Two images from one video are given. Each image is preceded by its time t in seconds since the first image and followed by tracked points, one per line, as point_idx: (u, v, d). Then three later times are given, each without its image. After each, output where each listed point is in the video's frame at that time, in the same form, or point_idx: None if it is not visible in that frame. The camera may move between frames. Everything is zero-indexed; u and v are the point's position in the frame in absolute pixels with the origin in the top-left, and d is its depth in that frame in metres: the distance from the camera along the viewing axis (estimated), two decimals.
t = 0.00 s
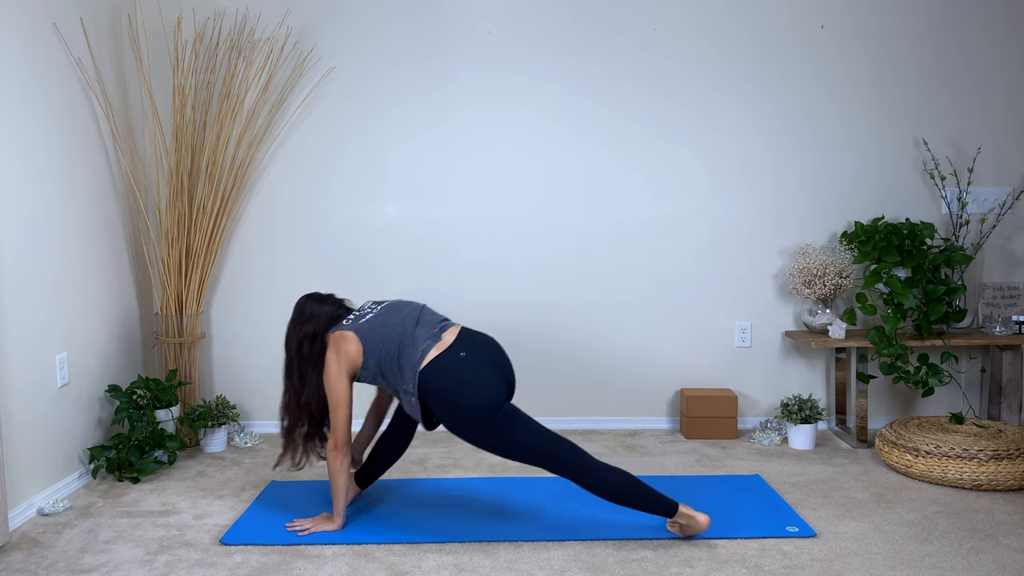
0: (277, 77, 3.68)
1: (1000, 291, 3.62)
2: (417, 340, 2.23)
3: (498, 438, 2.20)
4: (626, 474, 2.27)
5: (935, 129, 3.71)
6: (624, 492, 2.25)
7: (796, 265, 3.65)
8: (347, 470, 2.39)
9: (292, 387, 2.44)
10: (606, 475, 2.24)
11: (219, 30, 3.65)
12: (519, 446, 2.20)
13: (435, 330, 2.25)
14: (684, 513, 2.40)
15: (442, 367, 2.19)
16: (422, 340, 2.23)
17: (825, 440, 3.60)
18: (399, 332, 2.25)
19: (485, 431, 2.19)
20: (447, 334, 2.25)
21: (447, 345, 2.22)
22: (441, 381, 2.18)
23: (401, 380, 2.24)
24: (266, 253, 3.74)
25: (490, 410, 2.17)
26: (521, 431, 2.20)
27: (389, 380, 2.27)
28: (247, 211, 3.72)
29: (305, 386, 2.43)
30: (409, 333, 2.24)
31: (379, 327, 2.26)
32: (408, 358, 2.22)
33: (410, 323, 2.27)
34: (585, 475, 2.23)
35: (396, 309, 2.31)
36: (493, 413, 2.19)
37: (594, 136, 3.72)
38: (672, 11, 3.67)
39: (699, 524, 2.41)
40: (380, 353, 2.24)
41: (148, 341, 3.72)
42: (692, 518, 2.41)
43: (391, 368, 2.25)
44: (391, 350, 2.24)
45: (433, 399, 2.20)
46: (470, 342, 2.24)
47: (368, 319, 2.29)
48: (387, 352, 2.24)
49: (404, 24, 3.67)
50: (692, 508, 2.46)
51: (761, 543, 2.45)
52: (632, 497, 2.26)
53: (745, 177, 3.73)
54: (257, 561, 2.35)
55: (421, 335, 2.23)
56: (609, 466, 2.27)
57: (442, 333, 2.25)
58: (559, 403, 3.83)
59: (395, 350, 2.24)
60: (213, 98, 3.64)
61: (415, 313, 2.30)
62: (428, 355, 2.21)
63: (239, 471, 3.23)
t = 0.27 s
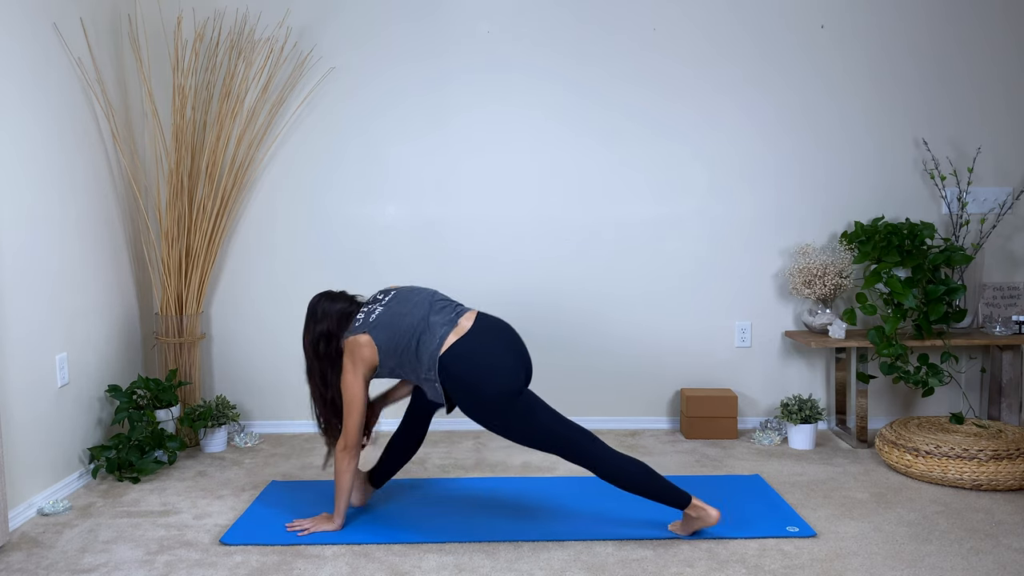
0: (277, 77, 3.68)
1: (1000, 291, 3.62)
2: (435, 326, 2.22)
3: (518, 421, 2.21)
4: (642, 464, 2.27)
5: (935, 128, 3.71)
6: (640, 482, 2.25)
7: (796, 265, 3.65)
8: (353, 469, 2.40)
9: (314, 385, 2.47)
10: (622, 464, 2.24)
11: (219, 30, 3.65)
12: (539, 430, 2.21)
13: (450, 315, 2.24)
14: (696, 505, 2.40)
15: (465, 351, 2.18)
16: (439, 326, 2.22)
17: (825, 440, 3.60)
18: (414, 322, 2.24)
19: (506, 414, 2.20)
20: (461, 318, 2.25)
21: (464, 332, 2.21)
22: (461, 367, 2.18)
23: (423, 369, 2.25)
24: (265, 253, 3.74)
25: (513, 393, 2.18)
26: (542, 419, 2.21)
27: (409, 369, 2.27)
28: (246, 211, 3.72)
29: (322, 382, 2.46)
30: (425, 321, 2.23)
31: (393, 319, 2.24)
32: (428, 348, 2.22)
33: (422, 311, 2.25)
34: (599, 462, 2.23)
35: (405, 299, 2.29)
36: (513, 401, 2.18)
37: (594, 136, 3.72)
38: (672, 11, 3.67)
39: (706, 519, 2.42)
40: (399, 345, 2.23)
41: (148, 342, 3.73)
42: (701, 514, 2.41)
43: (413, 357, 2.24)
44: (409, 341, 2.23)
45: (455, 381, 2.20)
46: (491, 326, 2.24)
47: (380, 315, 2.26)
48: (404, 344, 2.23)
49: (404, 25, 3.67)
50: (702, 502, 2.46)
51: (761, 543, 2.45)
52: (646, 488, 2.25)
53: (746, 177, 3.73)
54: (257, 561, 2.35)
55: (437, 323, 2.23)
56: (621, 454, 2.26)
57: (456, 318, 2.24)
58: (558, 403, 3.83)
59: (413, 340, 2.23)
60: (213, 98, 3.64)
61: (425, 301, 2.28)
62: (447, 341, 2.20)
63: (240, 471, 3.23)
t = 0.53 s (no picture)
0: (277, 77, 3.68)
1: (1000, 291, 3.62)
2: (433, 330, 2.23)
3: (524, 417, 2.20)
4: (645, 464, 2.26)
5: (935, 128, 3.71)
6: (643, 483, 2.24)
7: (796, 265, 3.65)
8: (358, 471, 2.41)
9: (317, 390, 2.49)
10: (625, 465, 2.23)
11: (219, 30, 3.65)
12: (545, 426, 2.20)
13: (446, 316, 2.25)
14: (696, 510, 2.40)
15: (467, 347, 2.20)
16: (436, 328, 2.23)
17: (825, 440, 3.61)
18: (412, 326, 2.25)
19: (511, 410, 2.19)
20: (457, 319, 2.25)
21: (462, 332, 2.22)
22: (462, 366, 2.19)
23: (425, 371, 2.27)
24: (265, 253, 3.74)
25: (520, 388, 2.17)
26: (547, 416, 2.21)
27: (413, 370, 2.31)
28: (246, 211, 3.72)
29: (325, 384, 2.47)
30: (423, 325, 2.24)
31: (392, 324, 2.26)
32: (427, 351, 2.23)
33: (420, 314, 2.26)
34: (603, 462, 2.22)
35: (401, 302, 2.29)
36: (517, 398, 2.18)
37: (594, 136, 3.72)
38: (672, 11, 3.67)
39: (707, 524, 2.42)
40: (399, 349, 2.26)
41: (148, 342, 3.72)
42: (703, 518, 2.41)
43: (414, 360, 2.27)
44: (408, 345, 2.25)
45: (458, 377, 2.20)
46: (493, 320, 2.25)
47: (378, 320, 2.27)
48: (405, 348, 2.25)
49: (404, 24, 3.67)
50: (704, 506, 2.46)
51: (761, 543, 2.45)
52: (649, 488, 2.24)
53: (746, 178, 3.73)
54: (257, 561, 2.35)
55: (434, 326, 2.23)
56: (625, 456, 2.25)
57: (453, 319, 2.25)
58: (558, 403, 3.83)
59: (413, 344, 2.25)
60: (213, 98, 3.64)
61: (419, 302, 2.29)
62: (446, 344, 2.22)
63: (239, 471, 3.23)
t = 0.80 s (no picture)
0: (277, 77, 3.68)
1: (1000, 291, 3.62)
2: (432, 337, 2.24)
3: (530, 411, 2.18)
4: (648, 465, 2.25)
5: (935, 128, 3.71)
6: (645, 484, 2.22)
7: (796, 265, 3.65)
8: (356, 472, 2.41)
9: (305, 390, 2.47)
10: (627, 463, 2.21)
11: (219, 30, 3.65)
12: (550, 420, 2.18)
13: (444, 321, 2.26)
14: (696, 513, 2.38)
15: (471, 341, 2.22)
16: (435, 335, 2.24)
17: (825, 440, 3.61)
18: (412, 332, 2.27)
19: (516, 403, 2.18)
20: (455, 322, 2.26)
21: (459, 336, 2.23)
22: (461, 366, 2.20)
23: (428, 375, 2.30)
24: (265, 253, 3.74)
25: (524, 381, 2.16)
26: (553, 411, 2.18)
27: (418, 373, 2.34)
28: (246, 211, 3.72)
29: (318, 387, 2.46)
30: (423, 331, 2.26)
31: (393, 331, 2.28)
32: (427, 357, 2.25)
33: (419, 321, 2.27)
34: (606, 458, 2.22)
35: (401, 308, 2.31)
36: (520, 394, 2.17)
37: (595, 136, 3.72)
38: (672, 10, 3.67)
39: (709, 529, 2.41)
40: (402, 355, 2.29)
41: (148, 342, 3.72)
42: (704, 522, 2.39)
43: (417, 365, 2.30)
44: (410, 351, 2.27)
45: (463, 371, 2.20)
46: (496, 310, 2.25)
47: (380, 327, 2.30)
48: (408, 353, 2.28)
49: (404, 24, 3.67)
50: (705, 509, 2.44)
51: (761, 543, 2.45)
52: (652, 489, 2.24)
53: (746, 177, 3.73)
54: (257, 561, 2.35)
55: (433, 332, 2.25)
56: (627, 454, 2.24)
57: (451, 323, 2.26)
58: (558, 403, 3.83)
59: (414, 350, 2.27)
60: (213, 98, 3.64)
61: (418, 306, 2.30)
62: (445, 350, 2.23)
63: (240, 471, 3.23)
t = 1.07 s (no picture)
0: (277, 78, 3.68)
1: (1000, 291, 3.62)
2: (432, 330, 2.24)
3: (530, 399, 2.17)
4: (647, 459, 2.25)
5: (935, 128, 3.71)
6: (643, 478, 2.23)
7: (796, 265, 3.65)
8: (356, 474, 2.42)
9: (306, 399, 2.50)
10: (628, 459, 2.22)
11: (219, 30, 3.65)
12: (551, 409, 2.18)
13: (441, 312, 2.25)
14: (691, 509, 2.38)
15: (469, 329, 2.20)
16: (435, 330, 2.24)
17: (825, 440, 3.60)
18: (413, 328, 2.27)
19: (515, 391, 2.17)
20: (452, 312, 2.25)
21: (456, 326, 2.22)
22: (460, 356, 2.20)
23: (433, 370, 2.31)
24: (265, 253, 3.74)
25: (525, 367, 2.15)
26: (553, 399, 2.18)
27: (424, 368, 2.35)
28: (246, 211, 3.72)
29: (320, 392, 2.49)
30: (423, 325, 2.26)
31: (396, 328, 2.30)
32: (430, 351, 2.26)
33: (420, 316, 2.28)
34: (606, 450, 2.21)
35: (403, 305, 2.32)
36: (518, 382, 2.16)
37: (595, 136, 3.72)
38: (672, 10, 3.67)
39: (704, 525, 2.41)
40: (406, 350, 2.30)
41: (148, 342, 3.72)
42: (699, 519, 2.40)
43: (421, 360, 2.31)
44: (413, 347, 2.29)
45: (463, 360, 2.20)
46: (489, 301, 2.21)
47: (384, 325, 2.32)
48: (411, 349, 2.30)
49: (404, 24, 3.67)
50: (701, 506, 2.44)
51: (761, 543, 2.45)
52: (650, 485, 2.24)
53: (746, 177, 3.73)
54: (257, 561, 2.35)
55: (433, 325, 2.25)
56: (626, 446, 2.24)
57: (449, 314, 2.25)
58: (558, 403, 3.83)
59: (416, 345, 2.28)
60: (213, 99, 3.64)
61: (417, 302, 2.30)
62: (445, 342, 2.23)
63: (240, 471, 3.23)
